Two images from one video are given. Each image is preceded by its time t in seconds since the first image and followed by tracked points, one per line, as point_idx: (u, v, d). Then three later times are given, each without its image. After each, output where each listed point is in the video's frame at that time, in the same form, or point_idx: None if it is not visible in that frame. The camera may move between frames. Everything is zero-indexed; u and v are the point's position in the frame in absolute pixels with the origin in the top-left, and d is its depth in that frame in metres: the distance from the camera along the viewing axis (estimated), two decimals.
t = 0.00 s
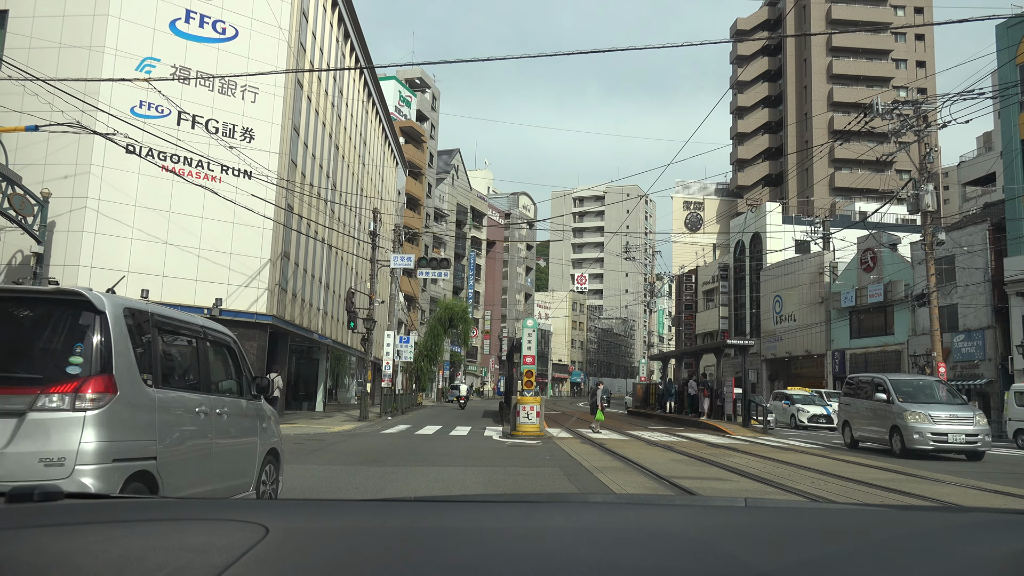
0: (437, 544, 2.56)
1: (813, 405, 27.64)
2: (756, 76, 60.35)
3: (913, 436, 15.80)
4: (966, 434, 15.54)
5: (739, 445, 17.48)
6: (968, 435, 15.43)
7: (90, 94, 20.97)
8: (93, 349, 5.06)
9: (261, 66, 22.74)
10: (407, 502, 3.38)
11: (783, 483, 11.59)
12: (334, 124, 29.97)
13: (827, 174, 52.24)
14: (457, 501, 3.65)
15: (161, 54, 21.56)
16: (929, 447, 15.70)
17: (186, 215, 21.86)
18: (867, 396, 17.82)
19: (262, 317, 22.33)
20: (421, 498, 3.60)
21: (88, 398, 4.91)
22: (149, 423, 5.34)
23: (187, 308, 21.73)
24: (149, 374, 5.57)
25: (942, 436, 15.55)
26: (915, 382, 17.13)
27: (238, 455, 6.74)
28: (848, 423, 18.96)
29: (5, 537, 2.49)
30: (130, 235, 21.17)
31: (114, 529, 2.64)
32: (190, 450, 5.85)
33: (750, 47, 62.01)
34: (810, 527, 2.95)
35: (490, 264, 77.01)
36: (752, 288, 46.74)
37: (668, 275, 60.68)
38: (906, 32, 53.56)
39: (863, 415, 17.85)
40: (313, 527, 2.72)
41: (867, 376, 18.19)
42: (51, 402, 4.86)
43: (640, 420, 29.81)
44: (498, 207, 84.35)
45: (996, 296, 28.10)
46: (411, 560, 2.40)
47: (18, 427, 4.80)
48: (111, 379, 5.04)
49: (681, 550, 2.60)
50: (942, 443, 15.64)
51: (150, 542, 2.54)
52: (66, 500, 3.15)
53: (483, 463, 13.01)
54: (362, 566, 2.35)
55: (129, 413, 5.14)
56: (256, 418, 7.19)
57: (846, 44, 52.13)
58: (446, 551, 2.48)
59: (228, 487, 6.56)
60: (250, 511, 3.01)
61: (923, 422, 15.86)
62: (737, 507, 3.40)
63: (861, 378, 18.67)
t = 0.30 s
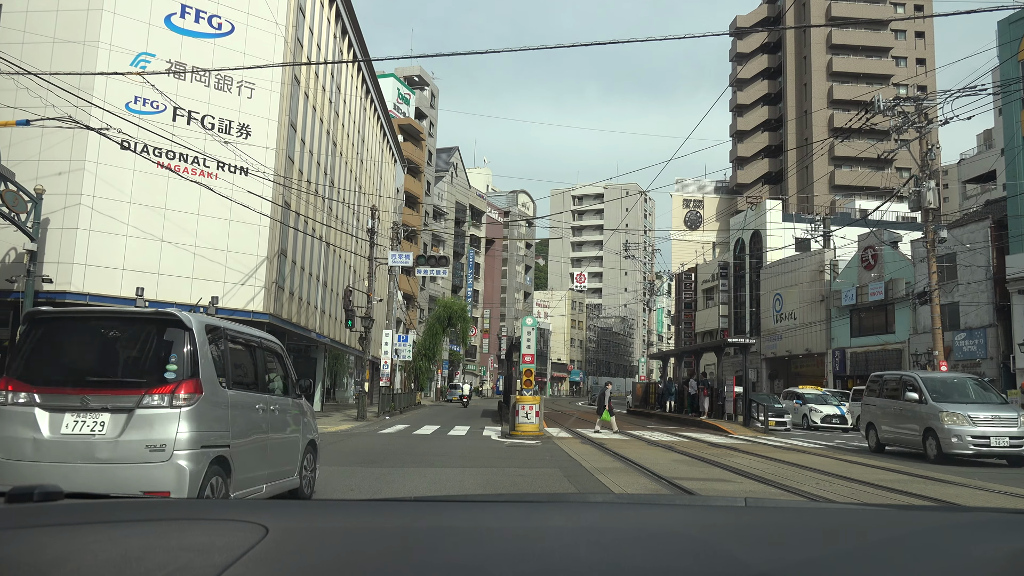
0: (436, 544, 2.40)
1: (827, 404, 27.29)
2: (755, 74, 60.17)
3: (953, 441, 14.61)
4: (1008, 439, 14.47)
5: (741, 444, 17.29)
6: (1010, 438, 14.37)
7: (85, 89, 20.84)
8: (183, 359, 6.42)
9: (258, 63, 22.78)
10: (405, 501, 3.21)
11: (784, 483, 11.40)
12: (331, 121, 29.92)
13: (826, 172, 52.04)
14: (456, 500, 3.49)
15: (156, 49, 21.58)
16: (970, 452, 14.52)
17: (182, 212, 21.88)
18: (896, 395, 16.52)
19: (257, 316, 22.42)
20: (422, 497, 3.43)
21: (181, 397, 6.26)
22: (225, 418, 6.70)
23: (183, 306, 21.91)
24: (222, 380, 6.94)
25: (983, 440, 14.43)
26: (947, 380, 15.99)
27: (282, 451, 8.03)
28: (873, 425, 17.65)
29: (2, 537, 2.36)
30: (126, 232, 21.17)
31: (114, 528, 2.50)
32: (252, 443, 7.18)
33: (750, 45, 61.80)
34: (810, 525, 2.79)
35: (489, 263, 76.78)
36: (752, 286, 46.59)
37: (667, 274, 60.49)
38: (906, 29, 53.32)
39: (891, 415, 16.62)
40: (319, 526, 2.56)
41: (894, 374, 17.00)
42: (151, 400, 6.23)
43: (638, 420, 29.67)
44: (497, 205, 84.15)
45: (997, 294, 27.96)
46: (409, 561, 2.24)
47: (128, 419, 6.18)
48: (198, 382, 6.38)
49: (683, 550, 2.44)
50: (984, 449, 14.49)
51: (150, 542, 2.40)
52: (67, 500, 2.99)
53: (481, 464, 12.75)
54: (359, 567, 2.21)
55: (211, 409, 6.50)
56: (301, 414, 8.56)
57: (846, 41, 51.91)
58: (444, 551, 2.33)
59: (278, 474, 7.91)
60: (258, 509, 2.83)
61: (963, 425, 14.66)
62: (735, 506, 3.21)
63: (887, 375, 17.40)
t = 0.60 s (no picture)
0: (436, 543, 2.30)
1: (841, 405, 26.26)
2: (755, 74, 60.06)
3: (996, 445, 13.53)
4: None
5: (742, 445, 17.16)
6: None
7: (80, 86, 20.69)
8: (247, 365, 7.82)
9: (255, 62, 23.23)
10: (398, 501, 3.09)
11: (785, 483, 11.28)
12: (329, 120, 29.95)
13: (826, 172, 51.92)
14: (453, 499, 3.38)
15: (152, 47, 21.66)
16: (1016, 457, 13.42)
17: (178, 210, 22.03)
18: (928, 396, 15.53)
19: (253, 313, 23.20)
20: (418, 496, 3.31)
21: (246, 397, 7.70)
22: (279, 414, 8.17)
23: (181, 306, 22.00)
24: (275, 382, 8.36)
25: None
26: (984, 378, 14.94)
27: (322, 444, 9.51)
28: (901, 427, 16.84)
29: (5, 536, 2.30)
30: (122, 231, 21.13)
31: (116, 530, 2.41)
32: (298, 436, 8.65)
33: (749, 45, 61.64)
34: (803, 524, 2.66)
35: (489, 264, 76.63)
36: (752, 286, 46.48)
37: (666, 274, 60.36)
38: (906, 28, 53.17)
39: (925, 418, 15.58)
40: (321, 526, 2.44)
41: (926, 372, 15.97)
42: (221, 401, 7.67)
43: (638, 420, 29.55)
44: (497, 206, 84.01)
45: (998, 294, 27.88)
46: (409, 561, 2.14)
47: (204, 415, 7.61)
48: (260, 384, 7.83)
49: (682, 550, 2.33)
50: None
51: (150, 542, 2.31)
52: (67, 499, 2.87)
53: (480, 464, 12.59)
54: (356, 567, 2.10)
55: (269, 407, 7.95)
56: (335, 409, 10.05)
57: (845, 40, 51.79)
58: (443, 551, 2.23)
59: (317, 460, 9.40)
60: (260, 509, 2.71)
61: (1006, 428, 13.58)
62: (737, 506, 3.07)
63: (918, 374, 16.35)
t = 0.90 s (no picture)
0: (434, 543, 2.20)
1: (853, 404, 25.37)
2: (754, 72, 59.89)
3: None
4: None
5: (744, 445, 17.02)
6: None
7: (77, 83, 20.63)
8: (294, 368, 9.10)
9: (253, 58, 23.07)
10: (399, 502, 2.96)
11: (787, 483, 11.18)
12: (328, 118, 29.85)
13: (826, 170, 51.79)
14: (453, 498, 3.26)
15: (149, 43, 21.57)
16: None
17: (175, 208, 21.91)
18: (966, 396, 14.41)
19: (252, 312, 23.08)
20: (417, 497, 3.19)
21: (295, 396, 8.97)
22: (319, 411, 9.42)
23: (178, 305, 21.86)
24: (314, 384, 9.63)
25: None
26: None
27: (350, 440, 10.74)
28: (933, 428, 15.77)
29: (4, 537, 2.16)
30: (119, 229, 21.04)
31: (114, 530, 2.30)
32: (335, 431, 9.92)
33: (749, 43, 61.47)
34: (799, 524, 2.56)
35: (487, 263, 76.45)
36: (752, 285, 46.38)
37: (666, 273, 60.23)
38: (906, 26, 53.00)
39: (963, 420, 14.49)
40: (321, 526, 2.35)
41: (962, 369, 14.84)
42: (274, 399, 8.94)
43: (637, 419, 29.47)
44: (496, 204, 83.86)
45: (1000, 293, 27.78)
46: (408, 561, 2.06)
47: (260, 411, 8.88)
48: (306, 385, 9.10)
49: (685, 549, 2.23)
50: None
51: (147, 543, 2.20)
52: (69, 500, 2.74)
53: (480, 465, 12.46)
54: (356, 567, 2.02)
55: (312, 405, 9.20)
56: (362, 407, 11.33)
57: (845, 39, 51.62)
58: (443, 551, 2.14)
59: (349, 451, 10.70)
60: (260, 509, 2.61)
61: None
62: (735, 507, 2.96)
63: (951, 371, 15.27)
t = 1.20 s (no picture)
0: (434, 543, 2.13)
1: (869, 403, 24.73)
2: (754, 72, 59.82)
3: None
4: None
5: (745, 445, 16.93)
6: None
7: (75, 82, 20.57)
8: (330, 371, 10.59)
9: (251, 57, 23.03)
10: (396, 501, 2.88)
11: (788, 483, 11.10)
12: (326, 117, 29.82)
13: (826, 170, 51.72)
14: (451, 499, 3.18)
15: (148, 42, 21.52)
16: None
17: (174, 208, 21.86)
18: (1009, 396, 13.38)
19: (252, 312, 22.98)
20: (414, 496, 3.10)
21: (331, 395, 10.46)
22: (351, 407, 10.91)
23: (177, 304, 21.79)
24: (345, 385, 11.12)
25: None
26: None
27: (374, 433, 12.19)
28: (967, 432, 14.69)
29: (7, 537, 2.05)
30: (118, 229, 20.98)
31: (112, 529, 2.21)
32: (363, 425, 11.43)
33: (749, 43, 61.37)
34: (802, 524, 2.49)
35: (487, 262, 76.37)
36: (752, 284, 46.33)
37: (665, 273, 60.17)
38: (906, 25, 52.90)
39: (1002, 422, 13.49)
40: (324, 527, 2.26)
41: (1002, 367, 13.81)
42: (313, 397, 10.42)
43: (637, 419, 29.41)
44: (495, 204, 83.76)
45: (1000, 292, 27.75)
46: (409, 562, 1.99)
47: (301, 408, 10.37)
48: (339, 385, 10.58)
49: (687, 549, 2.17)
50: None
51: (145, 542, 2.12)
52: (71, 500, 2.58)
53: (480, 465, 12.39)
54: (357, 567, 1.96)
55: (345, 402, 10.68)
56: (383, 405, 12.82)
57: (845, 38, 51.55)
58: (444, 551, 2.08)
59: (373, 443, 12.19)
60: (260, 509, 2.53)
61: None
62: (736, 506, 2.90)
63: (988, 369, 14.26)
